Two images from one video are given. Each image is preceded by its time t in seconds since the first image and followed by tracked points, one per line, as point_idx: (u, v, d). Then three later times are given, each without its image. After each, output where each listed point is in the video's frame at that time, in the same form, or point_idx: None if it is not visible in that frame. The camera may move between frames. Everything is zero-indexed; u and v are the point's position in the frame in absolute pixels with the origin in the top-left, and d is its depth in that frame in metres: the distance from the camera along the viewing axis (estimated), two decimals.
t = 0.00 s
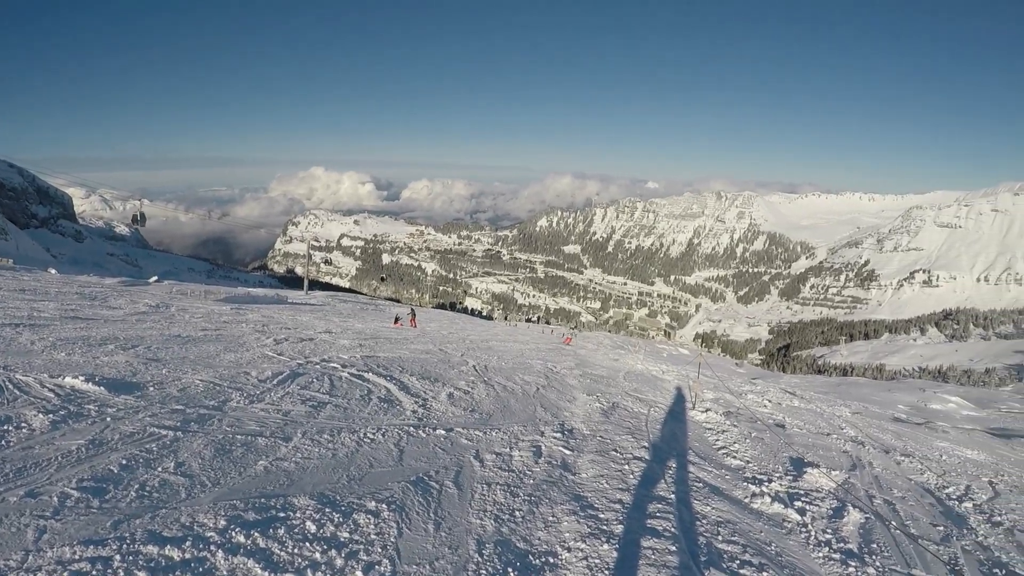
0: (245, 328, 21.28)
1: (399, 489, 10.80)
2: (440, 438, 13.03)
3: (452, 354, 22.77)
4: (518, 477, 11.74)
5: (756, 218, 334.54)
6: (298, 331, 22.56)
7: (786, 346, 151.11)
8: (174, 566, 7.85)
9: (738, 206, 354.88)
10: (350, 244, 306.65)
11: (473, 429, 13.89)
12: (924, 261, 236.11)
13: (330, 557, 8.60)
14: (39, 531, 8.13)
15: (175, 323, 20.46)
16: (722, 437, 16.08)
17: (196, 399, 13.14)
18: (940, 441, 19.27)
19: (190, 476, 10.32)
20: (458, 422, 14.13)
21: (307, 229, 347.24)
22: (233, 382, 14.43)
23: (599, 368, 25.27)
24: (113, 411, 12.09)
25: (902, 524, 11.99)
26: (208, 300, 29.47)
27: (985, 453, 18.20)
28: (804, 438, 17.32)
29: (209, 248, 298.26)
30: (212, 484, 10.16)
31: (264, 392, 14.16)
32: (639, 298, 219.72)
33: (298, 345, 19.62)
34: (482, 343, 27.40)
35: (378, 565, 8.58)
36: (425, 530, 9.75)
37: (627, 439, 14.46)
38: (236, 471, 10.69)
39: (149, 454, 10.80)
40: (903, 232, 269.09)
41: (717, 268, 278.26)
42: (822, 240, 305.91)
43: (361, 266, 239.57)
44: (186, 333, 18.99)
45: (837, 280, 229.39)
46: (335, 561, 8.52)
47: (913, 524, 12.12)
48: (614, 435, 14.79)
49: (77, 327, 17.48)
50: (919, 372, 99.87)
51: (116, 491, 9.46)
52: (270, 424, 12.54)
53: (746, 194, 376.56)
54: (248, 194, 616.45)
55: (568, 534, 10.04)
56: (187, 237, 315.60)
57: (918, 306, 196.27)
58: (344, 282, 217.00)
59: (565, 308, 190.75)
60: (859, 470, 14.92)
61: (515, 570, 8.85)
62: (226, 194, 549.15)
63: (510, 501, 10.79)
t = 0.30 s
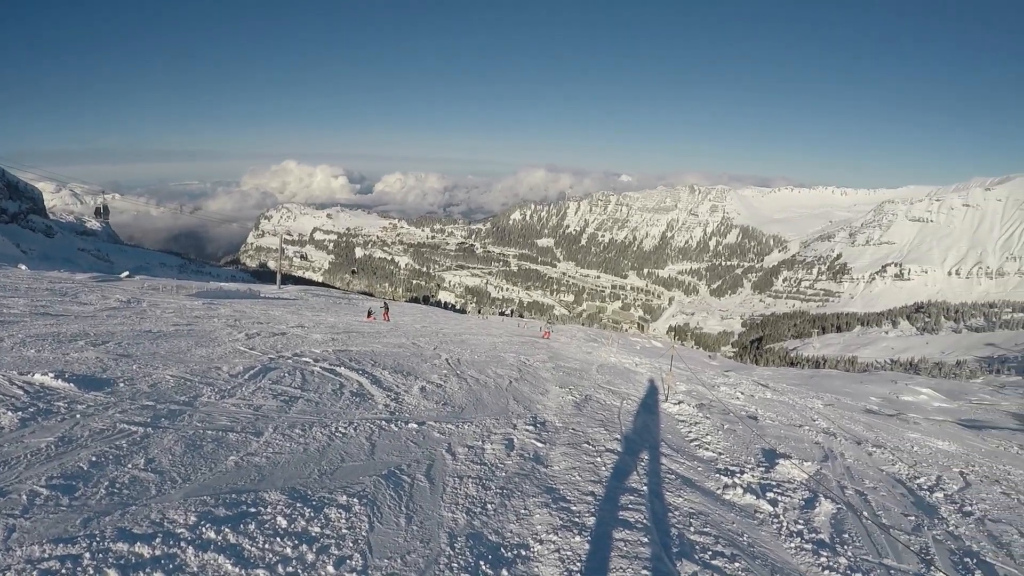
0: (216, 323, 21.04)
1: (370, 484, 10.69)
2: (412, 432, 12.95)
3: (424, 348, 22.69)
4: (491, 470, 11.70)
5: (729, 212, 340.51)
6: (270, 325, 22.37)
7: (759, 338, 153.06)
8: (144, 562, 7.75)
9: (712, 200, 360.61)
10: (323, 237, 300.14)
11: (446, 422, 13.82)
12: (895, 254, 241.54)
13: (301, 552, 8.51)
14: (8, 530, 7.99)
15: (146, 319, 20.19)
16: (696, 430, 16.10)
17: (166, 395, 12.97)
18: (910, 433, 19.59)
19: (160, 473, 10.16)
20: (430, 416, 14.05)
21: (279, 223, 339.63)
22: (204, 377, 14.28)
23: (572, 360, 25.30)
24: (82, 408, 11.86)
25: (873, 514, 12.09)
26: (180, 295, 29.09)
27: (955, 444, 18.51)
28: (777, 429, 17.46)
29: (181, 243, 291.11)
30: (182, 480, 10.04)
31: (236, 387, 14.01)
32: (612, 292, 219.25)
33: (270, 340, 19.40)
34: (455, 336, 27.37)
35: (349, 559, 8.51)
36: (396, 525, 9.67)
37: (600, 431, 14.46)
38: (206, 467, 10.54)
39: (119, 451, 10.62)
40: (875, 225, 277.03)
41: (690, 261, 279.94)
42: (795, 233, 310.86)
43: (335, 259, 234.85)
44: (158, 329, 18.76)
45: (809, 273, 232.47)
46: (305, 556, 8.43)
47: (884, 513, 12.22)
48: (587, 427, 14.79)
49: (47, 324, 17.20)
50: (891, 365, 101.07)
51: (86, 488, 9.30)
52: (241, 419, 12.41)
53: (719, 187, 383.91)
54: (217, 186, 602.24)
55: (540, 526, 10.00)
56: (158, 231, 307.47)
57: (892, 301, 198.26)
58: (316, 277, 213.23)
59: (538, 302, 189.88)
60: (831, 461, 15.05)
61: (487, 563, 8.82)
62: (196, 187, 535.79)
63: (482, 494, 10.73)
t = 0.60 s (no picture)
0: (193, 318, 20.93)
1: (348, 479, 10.63)
2: (389, 427, 12.88)
3: (402, 342, 22.65)
4: (468, 464, 11.65)
5: (707, 206, 345.77)
6: (247, 321, 22.28)
7: (737, 332, 154.69)
8: (119, 560, 7.65)
9: (689, 194, 365.33)
10: (301, 232, 297.25)
11: (424, 416, 13.76)
12: (873, 248, 250.93)
13: (278, 548, 8.45)
14: None
15: (122, 315, 19.99)
16: (673, 422, 16.14)
17: (141, 391, 12.83)
18: (887, 425, 19.88)
19: (135, 470, 10.02)
20: (407, 410, 13.97)
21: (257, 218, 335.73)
22: (181, 373, 14.14)
23: (551, 355, 25.37)
24: (56, 405, 11.70)
25: (852, 505, 12.15)
26: (157, 290, 28.88)
27: (929, 436, 18.85)
28: (755, 422, 17.60)
29: (158, 239, 285.92)
30: (158, 477, 9.91)
31: (213, 383, 13.91)
32: (590, 286, 219.79)
33: (247, 335, 19.30)
34: (434, 331, 27.36)
35: (326, 555, 8.44)
36: (373, 520, 9.61)
37: (577, 424, 14.46)
38: (182, 464, 10.42)
39: (95, 447, 10.50)
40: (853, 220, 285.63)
41: (668, 255, 282.43)
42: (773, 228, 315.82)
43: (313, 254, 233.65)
44: (134, 324, 18.61)
45: (787, 267, 236.31)
46: (282, 552, 8.36)
47: (862, 505, 12.28)
48: (564, 420, 14.78)
49: (20, 321, 16.94)
50: (868, 358, 102.69)
51: (61, 485, 9.19)
52: (217, 415, 12.30)
53: (697, 181, 390.54)
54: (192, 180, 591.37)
55: (517, 520, 9.97)
56: (134, 224, 300.95)
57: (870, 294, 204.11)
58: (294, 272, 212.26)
59: (515, 296, 188.81)
60: (809, 453, 15.14)
61: (465, 557, 8.77)
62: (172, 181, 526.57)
63: (459, 489, 10.69)
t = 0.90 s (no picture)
0: (167, 314, 20.80)
1: (321, 475, 10.58)
2: (363, 422, 12.85)
3: (378, 338, 22.60)
4: (442, 459, 11.62)
5: (682, 203, 361.11)
6: (222, 317, 22.14)
7: (713, 326, 155.78)
8: (91, 558, 7.53)
9: (665, 189, 383.66)
10: (276, 227, 292.81)
11: (398, 412, 13.71)
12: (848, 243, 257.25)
13: (250, 545, 8.36)
14: None
15: (96, 312, 19.85)
16: (648, 417, 16.18)
17: (115, 388, 12.73)
18: (861, 419, 20.21)
19: (107, 468, 9.88)
20: (382, 406, 13.93)
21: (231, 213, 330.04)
22: (154, 370, 14.02)
23: (526, 350, 25.46)
24: (29, 403, 11.57)
25: (827, 499, 12.23)
26: (132, 287, 28.74)
27: (903, 429, 19.18)
28: (730, 416, 17.73)
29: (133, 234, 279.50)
30: (130, 474, 9.80)
31: (187, 379, 13.82)
32: (567, 281, 219.68)
33: (222, 331, 19.22)
34: (410, 326, 27.36)
35: (299, 551, 8.38)
36: (346, 516, 9.55)
37: (552, 419, 14.41)
38: (154, 461, 10.29)
39: (66, 446, 10.34)
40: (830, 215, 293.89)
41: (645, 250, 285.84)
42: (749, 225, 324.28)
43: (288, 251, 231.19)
44: (108, 321, 18.48)
45: (763, 262, 243.30)
46: (255, 549, 8.26)
47: (836, 498, 12.37)
48: (539, 416, 14.74)
49: None
50: (843, 352, 104.06)
51: (33, 484, 9.05)
52: (190, 411, 12.20)
53: (672, 178, 407.05)
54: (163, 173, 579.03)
55: (492, 515, 9.95)
56: (106, 215, 292.36)
57: (845, 289, 213.19)
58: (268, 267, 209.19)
59: (492, 291, 187.30)
60: (783, 447, 15.26)
61: (438, 554, 8.71)
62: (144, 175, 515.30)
63: (433, 484, 10.65)
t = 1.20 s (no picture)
0: (139, 313, 20.60)
1: (293, 474, 10.48)
2: (336, 420, 12.80)
3: (351, 336, 22.48)
4: (414, 457, 11.58)
5: (657, 198, 366.08)
6: (194, 315, 21.94)
7: (688, 322, 155.92)
8: (61, 559, 7.44)
9: (639, 186, 383.87)
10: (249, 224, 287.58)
11: (371, 410, 13.64)
12: (821, 240, 263.77)
13: (222, 545, 8.27)
14: None
15: (67, 310, 19.63)
16: (621, 414, 16.19)
17: (85, 388, 12.58)
18: (834, 414, 20.54)
19: (78, 468, 9.74)
20: (355, 404, 13.85)
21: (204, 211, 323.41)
22: (125, 369, 13.92)
23: (500, 347, 25.40)
24: None
25: (800, 494, 12.30)
26: (103, 284, 28.43)
27: (876, 424, 19.59)
28: (704, 412, 17.89)
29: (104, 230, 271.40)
30: (102, 475, 9.68)
31: (158, 378, 13.72)
32: (541, 279, 219.20)
33: (194, 329, 19.05)
34: (383, 324, 27.27)
35: (271, 551, 8.30)
36: (318, 515, 9.49)
37: (526, 416, 14.39)
38: (125, 461, 10.15)
39: (36, 446, 10.20)
40: (803, 213, 299.29)
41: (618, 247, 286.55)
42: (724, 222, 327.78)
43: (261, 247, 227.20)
44: (79, 319, 18.29)
45: (736, 258, 245.57)
46: (226, 549, 8.18)
47: (809, 493, 12.42)
48: (511, 413, 14.73)
49: None
50: (817, 348, 104.73)
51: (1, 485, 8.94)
52: (162, 411, 12.09)
53: (647, 175, 412.31)
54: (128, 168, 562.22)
55: (464, 513, 9.91)
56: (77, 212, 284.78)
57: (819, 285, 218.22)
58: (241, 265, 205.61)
59: (465, 288, 185.96)
60: (756, 443, 15.39)
61: (410, 551, 8.70)
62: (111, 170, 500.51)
63: (406, 481, 10.61)
